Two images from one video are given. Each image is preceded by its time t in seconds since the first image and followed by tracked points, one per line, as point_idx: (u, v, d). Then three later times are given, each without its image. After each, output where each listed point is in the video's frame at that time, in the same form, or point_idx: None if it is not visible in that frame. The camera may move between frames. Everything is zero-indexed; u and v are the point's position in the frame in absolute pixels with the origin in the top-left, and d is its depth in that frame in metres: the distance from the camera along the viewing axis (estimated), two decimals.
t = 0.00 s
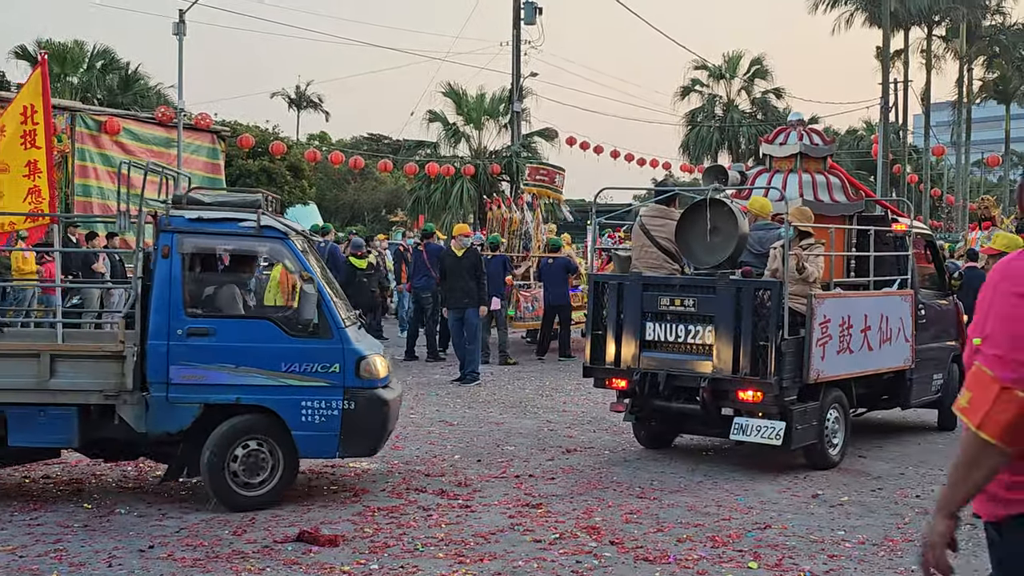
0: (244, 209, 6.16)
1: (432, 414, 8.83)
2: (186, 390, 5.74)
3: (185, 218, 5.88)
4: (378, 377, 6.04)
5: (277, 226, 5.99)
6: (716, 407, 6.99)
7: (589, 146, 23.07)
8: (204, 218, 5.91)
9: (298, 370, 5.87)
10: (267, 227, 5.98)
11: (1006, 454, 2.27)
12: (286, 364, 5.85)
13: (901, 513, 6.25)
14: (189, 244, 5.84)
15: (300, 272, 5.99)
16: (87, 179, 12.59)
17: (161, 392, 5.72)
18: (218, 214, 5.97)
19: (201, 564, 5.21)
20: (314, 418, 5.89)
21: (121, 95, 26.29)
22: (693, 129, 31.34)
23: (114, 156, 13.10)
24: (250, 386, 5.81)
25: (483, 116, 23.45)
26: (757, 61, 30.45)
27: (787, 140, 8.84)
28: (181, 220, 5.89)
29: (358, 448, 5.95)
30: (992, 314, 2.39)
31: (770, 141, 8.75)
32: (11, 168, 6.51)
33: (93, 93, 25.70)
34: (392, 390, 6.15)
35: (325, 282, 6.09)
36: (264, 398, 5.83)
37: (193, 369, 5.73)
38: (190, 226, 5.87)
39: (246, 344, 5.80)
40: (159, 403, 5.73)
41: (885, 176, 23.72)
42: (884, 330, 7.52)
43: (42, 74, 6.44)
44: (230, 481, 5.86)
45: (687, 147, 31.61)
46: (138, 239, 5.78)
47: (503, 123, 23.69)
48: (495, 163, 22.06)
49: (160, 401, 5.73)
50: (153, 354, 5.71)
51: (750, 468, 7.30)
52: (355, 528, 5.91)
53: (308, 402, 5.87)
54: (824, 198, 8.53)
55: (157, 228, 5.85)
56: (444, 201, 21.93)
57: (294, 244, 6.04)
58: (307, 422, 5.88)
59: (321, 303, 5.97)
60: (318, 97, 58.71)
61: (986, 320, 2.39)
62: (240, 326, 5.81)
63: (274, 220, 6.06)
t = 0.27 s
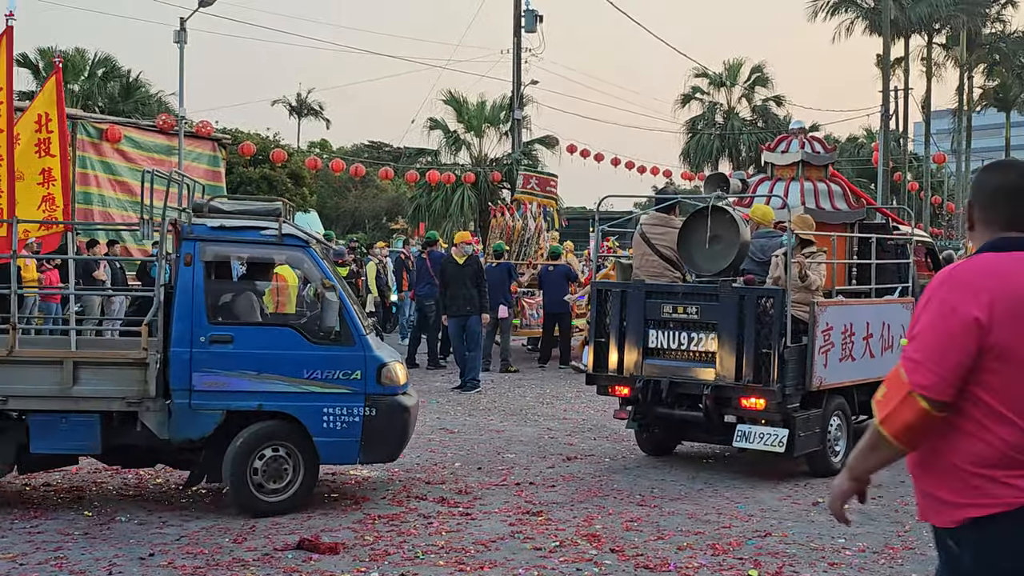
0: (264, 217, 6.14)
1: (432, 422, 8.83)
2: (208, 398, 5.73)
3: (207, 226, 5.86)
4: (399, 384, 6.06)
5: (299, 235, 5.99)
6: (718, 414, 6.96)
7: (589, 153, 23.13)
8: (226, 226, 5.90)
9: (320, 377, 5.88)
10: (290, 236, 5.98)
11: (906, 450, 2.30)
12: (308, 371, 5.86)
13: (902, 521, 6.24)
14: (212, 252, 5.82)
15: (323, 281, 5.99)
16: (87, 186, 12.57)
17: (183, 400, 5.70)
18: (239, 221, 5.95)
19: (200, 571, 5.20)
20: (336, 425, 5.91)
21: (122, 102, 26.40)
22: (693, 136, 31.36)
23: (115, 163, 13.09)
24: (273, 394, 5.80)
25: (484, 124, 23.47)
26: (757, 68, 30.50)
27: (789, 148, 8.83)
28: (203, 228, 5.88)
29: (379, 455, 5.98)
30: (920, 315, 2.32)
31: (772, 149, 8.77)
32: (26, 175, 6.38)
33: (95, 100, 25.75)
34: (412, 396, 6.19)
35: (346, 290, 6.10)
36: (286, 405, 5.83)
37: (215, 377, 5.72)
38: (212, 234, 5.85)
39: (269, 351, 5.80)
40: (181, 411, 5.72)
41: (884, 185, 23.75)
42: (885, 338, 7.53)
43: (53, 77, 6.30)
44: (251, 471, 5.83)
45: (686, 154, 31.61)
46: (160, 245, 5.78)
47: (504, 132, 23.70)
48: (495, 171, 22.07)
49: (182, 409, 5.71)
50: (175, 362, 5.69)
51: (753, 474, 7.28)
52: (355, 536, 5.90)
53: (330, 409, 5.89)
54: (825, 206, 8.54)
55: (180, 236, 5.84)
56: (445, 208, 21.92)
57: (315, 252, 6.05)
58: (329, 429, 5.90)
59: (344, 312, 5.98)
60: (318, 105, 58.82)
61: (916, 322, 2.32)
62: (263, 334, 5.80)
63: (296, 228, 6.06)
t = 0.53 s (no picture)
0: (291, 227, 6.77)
1: (439, 420, 9.24)
2: (241, 396, 6.39)
3: (238, 237, 6.50)
4: (418, 384, 6.70)
5: (323, 245, 6.62)
6: (711, 412, 7.32)
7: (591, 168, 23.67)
8: (255, 237, 6.54)
9: (344, 377, 6.52)
10: (314, 246, 6.61)
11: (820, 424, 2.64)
12: (332, 371, 6.49)
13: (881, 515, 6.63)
14: (243, 261, 6.46)
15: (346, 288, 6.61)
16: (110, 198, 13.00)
17: (216, 398, 6.36)
18: (268, 233, 6.59)
19: (221, 561, 5.59)
20: (359, 421, 6.53)
21: (145, 119, 27.07)
22: (686, 151, 31.86)
23: (139, 176, 13.51)
24: (301, 392, 6.45)
25: (488, 139, 23.97)
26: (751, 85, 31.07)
27: (776, 162, 9.29)
28: (234, 238, 6.52)
29: (399, 451, 6.61)
30: (837, 304, 2.66)
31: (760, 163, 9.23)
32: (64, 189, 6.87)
33: (122, 118, 26.38)
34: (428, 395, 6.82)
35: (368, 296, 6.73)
36: (313, 402, 6.47)
37: (247, 377, 6.38)
38: (242, 244, 6.49)
39: (296, 353, 6.44)
40: (215, 408, 6.39)
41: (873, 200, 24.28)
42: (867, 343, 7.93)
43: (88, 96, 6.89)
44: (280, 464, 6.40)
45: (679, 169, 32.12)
46: (197, 257, 6.46)
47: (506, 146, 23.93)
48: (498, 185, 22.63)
49: (216, 407, 6.38)
50: (210, 363, 6.36)
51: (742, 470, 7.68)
52: (367, 528, 6.29)
53: (353, 406, 6.52)
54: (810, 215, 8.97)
55: (214, 247, 6.49)
56: (452, 219, 22.33)
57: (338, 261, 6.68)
58: (352, 425, 6.52)
59: (365, 316, 6.62)
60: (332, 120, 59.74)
61: (833, 310, 2.67)
62: (291, 337, 6.45)
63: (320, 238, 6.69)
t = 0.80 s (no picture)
0: (360, 247, 8.57)
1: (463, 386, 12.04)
2: (325, 367, 8.11)
3: (324, 255, 8.20)
4: (452, 358, 8.52)
5: (385, 259, 8.43)
6: (658, 379, 10.12)
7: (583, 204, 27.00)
8: (334, 255, 8.26)
9: (399, 354, 8.29)
10: (378, 260, 8.43)
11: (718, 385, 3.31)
12: (390, 350, 8.26)
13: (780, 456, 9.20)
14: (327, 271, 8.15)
15: (400, 290, 8.41)
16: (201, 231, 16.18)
17: (307, 369, 8.07)
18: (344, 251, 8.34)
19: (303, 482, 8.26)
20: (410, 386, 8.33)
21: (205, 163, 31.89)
22: (641, 193, 37.29)
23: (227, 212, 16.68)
24: (369, 365, 8.21)
25: (499, 186, 28.27)
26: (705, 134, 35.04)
27: (704, 202, 12.36)
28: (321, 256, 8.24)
29: (441, 406, 8.41)
30: (706, 301, 3.51)
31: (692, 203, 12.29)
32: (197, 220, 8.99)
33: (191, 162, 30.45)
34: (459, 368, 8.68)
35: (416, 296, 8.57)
36: (378, 373, 8.26)
37: (331, 354, 8.12)
38: (328, 260, 8.19)
39: (366, 337, 8.23)
40: (307, 375, 8.09)
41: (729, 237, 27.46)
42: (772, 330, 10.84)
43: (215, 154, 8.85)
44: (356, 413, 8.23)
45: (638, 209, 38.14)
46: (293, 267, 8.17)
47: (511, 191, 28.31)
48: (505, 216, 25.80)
49: (308, 374, 8.09)
50: (304, 344, 8.09)
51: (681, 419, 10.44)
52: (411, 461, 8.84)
53: (406, 376, 8.28)
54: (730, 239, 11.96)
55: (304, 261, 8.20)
56: (472, 242, 25.93)
57: (395, 271, 8.50)
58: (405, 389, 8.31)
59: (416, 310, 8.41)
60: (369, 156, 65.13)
61: (709, 304, 3.46)
62: (361, 325, 8.21)
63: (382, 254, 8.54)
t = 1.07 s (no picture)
0: (369, 250, 8.71)
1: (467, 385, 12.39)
2: (337, 365, 8.24)
3: (334, 257, 8.38)
4: (459, 357, 8.64)
5: (393, 261, 8.59)
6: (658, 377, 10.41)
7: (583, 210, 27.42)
8: (344, 257, 8.42)
9: (409, 352, 8.42)
10: (387, 263, 8.58)
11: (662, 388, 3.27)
12: (399, 348, 8.40)
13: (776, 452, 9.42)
14: (337, 273, 8.33)
15: (408, 291, 8.56)
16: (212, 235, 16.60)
17: (319, 367, 8.20)
18: (354, 254, 8.49)
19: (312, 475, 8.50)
20: (418, 383, 8.45)
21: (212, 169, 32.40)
22: (638, 198, 37.66)
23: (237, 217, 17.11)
24: (379, 363, 8.33)
25: (500, 191, 28.66)
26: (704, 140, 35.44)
27: (703, 206, 12.64)
28: (331, 258, 8.40)
29: (448, 403, 8.54)
30: (642, 310, 3.45)
31: (690, 207, 12.63)
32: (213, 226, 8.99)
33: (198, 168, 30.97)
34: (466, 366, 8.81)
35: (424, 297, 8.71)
36: (388, 371, 8.37)
37: (342, 353, 8.25)
38: (338, 263, 8.37)
39: (376, 336, 8.36)
40: (319, 374, 8.22)
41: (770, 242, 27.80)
42: (765, 329, 11.18)
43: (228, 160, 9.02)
44: (364, 411, 8.33)
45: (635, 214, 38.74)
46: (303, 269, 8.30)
47: (514, 196, 28.64)
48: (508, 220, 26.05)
49: (319, 372, 8.22)
50: (315, 344, 8.21)
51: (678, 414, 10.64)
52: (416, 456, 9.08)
53: (414, 373, 8.42)
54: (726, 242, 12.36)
55: (316, 263, 8.35)
56: (475, 246, 26.44)
57: (403, 273, 8.65)
58: (414, 386, 8.45)
59: (423, 310, 8.55)
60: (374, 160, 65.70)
61: (647, 312, 3.39)
62: (371, 325, 8.35)
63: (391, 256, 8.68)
